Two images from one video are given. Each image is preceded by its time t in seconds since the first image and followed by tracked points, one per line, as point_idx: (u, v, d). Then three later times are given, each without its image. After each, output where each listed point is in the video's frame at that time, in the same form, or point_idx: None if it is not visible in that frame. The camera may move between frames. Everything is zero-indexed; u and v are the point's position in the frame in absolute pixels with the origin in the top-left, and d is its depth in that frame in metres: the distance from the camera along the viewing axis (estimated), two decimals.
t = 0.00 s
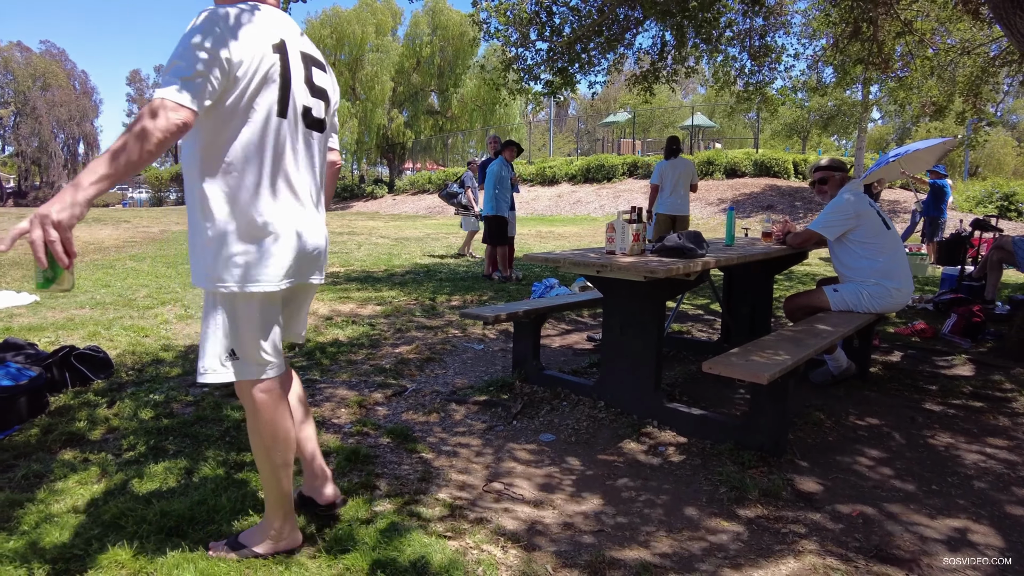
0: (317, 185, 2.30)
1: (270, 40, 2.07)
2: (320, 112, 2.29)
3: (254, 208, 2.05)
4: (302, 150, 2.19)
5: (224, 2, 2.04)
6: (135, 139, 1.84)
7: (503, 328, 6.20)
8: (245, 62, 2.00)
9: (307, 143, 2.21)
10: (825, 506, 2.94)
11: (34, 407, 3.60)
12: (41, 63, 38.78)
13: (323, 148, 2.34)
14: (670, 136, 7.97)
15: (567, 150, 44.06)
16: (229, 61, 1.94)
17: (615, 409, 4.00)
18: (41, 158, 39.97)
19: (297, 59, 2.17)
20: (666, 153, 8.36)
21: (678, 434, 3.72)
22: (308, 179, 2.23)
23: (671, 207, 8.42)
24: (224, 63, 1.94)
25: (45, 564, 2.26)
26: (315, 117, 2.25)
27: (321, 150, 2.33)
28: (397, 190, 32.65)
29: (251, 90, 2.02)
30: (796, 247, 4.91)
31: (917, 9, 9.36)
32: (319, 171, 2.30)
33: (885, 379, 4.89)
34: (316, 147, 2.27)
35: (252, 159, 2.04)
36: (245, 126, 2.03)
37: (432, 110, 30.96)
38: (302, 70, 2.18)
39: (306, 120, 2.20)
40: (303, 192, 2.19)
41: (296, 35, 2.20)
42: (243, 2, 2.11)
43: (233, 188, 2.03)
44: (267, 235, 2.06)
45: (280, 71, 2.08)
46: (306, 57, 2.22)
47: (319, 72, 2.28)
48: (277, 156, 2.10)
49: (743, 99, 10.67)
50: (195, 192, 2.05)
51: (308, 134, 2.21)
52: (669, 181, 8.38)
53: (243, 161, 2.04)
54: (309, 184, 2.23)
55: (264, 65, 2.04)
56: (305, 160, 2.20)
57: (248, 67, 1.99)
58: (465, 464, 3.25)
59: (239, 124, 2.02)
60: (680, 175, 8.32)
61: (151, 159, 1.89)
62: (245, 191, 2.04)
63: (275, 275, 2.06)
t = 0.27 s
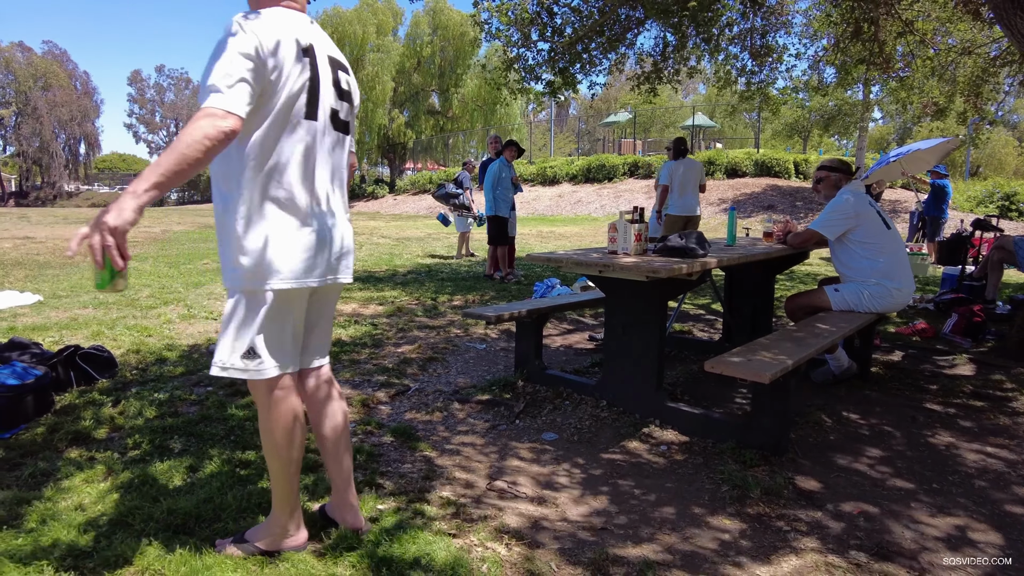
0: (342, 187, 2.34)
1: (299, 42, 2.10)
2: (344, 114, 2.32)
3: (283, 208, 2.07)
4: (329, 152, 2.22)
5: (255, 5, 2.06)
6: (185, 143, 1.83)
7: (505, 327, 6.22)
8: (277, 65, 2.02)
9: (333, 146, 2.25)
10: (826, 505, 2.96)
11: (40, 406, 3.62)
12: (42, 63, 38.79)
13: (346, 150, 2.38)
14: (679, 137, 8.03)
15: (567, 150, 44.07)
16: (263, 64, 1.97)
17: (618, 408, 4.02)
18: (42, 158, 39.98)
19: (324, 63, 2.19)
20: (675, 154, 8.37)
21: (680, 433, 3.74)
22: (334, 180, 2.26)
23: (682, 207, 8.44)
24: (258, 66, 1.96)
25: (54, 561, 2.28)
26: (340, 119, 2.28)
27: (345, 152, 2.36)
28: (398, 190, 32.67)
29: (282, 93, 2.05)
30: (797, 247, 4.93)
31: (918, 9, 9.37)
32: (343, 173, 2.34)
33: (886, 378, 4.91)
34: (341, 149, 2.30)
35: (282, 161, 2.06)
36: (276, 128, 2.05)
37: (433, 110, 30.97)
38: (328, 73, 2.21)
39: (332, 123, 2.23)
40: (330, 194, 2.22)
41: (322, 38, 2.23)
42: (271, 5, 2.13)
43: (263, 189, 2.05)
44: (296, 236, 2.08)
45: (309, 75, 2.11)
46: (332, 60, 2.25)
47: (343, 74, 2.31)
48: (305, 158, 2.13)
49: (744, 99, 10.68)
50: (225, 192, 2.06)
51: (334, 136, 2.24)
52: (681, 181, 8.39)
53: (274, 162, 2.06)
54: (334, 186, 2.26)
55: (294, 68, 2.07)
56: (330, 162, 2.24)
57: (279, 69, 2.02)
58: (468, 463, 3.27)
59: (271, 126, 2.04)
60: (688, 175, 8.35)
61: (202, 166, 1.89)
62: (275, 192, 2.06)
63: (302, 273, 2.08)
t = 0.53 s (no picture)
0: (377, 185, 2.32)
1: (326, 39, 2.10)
2: (378, 112, 2.30)
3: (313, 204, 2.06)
4: (361, 148, 2.20)
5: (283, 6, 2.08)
6: (228, 145, 1.90)
7: (510, 327, 6.21)
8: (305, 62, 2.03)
9: (366, 142, 2.23)
10: (836, 506, 2.95)
11: (48, 405, 3.62)
12: (45, 63, 38.83)
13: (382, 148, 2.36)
14: (688, 136, 8.05)
15: (570, 150, 44.04)
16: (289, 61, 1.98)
17: (626, 408, 4.00)
18: (45, 158, 40.05)
19: (355, 59, 2.19)
20: (686, 152, 8.36)
21: (688, 433, 3.73)
22: (368, 177, 2.24)
23: (690, 207, 8.45)
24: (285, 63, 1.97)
25: (64, 561, 2.27)
26: (373, 115, 2.26)
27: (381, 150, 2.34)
28: (401, 190, 32.66)
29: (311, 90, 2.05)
30: (804, 247, 4.91)
31: (924, 8, 9.34)
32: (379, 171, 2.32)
33: (894, 379, 4.89)
34: (375, 145, 2.28)
35: (312, 156, 2.06)
36: (307, 124, 2.06)
37: (436, 110, 30.96)
38: (359, 69, 2.20)
39: (365, 119, 2.22)
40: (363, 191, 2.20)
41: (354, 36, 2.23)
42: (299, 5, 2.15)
43: (292, 186, 2.05)
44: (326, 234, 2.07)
45: (337, 70, 2.10)
46: (364, 57, 2.24)
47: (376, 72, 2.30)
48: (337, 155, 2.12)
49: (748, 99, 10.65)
50: (258, 189, 2.08)
51: (366, 133, 2.22)
52: (692, 181, 8.39)
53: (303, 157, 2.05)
54: (369, 183, 2.24)
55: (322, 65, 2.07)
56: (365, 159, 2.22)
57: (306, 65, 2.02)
58: (476, 463, 3.26)
59: (298, 122, 2.05)
60: (698, 174, 8.35)
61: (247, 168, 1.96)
62: (306, 188, 2.06)
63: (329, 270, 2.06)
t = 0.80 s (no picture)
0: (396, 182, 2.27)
1: (337, 35, 2.09)
2: (397, 108, 2.26)
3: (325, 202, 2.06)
4: (374, 145, 2.16)
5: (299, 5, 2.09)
6: (235, 145, 1.90)
7: (523, 326, 6.20)
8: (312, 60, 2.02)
9: (381, 139, 2.18)
10: (854, 507, 2.92)
11: (66, 401, 3.66)
12: (61, 64, 39.20)
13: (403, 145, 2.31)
14: (699, 135, 7.95)
15: (581, 149, 43.95)
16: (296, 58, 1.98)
17: (639, 408, 3.99)
18: (61, 158, 40.46)
19: (370, 55, 2.16)
20: (697, 152, 8.33)
21: (703, 433, 3.71)
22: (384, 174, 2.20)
23: (701, 207, 8.41)
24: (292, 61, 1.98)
25: (83, 554, 2.29)
26: (390, 111, 2.22)
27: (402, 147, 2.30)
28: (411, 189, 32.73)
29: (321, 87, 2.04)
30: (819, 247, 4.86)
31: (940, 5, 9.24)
32: (398, 167, 2.27)
33: (911, 380, 4.84)
34: (392, 141, 2.24)
35: (321, 152, 2.05)
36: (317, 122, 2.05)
37: (447, 110, 31.01)
38: (374, 64, 2.16)
39: (381, 115, 2.18)
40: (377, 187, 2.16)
41: (372, 31, 2.20)
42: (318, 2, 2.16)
43: (301, 185, 2.05)
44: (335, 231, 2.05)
45: (348, 66, 2.08)
46: (382, 52, 2.20)
47: (396, 67, 2.26)
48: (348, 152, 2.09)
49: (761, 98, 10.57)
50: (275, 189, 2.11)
51: (382, 128, 2.19)
52: (703, 182, 8.35)
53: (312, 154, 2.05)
54: (384, 180, 2.20)
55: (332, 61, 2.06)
56: (380, 156, 2.18)
57: (314, 62, 2.02)
58: (490, 461, 3.25)
59: (308, 120, 2.05)
60: (708, 174, 8.30)
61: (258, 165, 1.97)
62: (316, 186, 2.05)
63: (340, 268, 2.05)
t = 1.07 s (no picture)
0: (405, 183, 2.15)
1: (336, 29, 1.96)
2: (405, 104, 2.12)
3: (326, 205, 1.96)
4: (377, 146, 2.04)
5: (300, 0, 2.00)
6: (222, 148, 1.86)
7: (539, 327, 6.17)
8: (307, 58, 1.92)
9: (385, 139, 2.05)
10: (879, 513, 2.85)
11: (87, 399, 3.69)
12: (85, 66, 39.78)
13: (413, 144, 2.18)
14: (712, 134, 7.88)
15: (597, 149, 43.81)
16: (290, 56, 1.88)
17: (658, 410, 3.95)
18: (84, 159, 41.07)
19: (374, 50, 2.03)
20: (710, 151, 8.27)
21: (723, 436, 3.66)
22: (389, 175, 2.07)
23: (714, 207, 8.31)
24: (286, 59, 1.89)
25: (102, 553, 2.30)
26: (396, 108, 2.09)
27: (411, 146, 2.17)
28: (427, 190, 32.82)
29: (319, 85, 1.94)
30: (842, 247, 4.78)
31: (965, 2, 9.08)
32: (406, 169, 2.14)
33: (935, 383, 4.74)
34: (399, 141, 2.11)
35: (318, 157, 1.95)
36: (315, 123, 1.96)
37: (463, 110, 31.06)
38: (379, 59, 2.03)
39: (386, 113, 2.05)
40: (381, 190, 2.04)
41: (378, 23, 2.06)
42: None
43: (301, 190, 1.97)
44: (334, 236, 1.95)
45: (347, 62, 1.96)
46: (388, 46, 2.07)
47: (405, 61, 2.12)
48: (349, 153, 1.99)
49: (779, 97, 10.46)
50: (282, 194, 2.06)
51: (387, 127, 2.06)
52: (716, 179, 8.25)
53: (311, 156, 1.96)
54: (390, 181, 2.08)
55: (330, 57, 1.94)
56: (385, 156, 2.06)
57: (310, 59, 1.91)
58: (508, 463, 3.23)
59: (306, 120, 1.96)
60: (723, 174, 8.22)
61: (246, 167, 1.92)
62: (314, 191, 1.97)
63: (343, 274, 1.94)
